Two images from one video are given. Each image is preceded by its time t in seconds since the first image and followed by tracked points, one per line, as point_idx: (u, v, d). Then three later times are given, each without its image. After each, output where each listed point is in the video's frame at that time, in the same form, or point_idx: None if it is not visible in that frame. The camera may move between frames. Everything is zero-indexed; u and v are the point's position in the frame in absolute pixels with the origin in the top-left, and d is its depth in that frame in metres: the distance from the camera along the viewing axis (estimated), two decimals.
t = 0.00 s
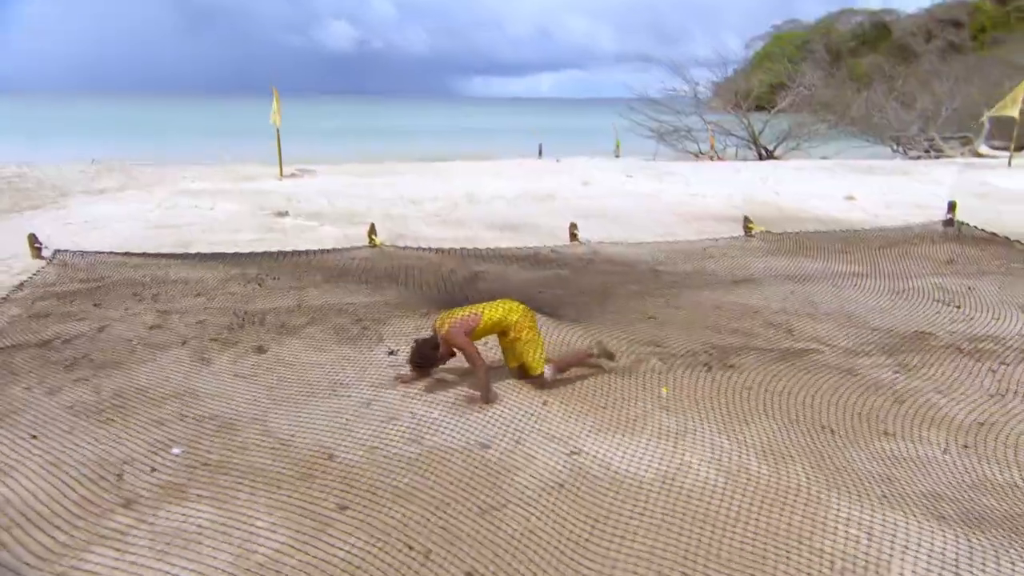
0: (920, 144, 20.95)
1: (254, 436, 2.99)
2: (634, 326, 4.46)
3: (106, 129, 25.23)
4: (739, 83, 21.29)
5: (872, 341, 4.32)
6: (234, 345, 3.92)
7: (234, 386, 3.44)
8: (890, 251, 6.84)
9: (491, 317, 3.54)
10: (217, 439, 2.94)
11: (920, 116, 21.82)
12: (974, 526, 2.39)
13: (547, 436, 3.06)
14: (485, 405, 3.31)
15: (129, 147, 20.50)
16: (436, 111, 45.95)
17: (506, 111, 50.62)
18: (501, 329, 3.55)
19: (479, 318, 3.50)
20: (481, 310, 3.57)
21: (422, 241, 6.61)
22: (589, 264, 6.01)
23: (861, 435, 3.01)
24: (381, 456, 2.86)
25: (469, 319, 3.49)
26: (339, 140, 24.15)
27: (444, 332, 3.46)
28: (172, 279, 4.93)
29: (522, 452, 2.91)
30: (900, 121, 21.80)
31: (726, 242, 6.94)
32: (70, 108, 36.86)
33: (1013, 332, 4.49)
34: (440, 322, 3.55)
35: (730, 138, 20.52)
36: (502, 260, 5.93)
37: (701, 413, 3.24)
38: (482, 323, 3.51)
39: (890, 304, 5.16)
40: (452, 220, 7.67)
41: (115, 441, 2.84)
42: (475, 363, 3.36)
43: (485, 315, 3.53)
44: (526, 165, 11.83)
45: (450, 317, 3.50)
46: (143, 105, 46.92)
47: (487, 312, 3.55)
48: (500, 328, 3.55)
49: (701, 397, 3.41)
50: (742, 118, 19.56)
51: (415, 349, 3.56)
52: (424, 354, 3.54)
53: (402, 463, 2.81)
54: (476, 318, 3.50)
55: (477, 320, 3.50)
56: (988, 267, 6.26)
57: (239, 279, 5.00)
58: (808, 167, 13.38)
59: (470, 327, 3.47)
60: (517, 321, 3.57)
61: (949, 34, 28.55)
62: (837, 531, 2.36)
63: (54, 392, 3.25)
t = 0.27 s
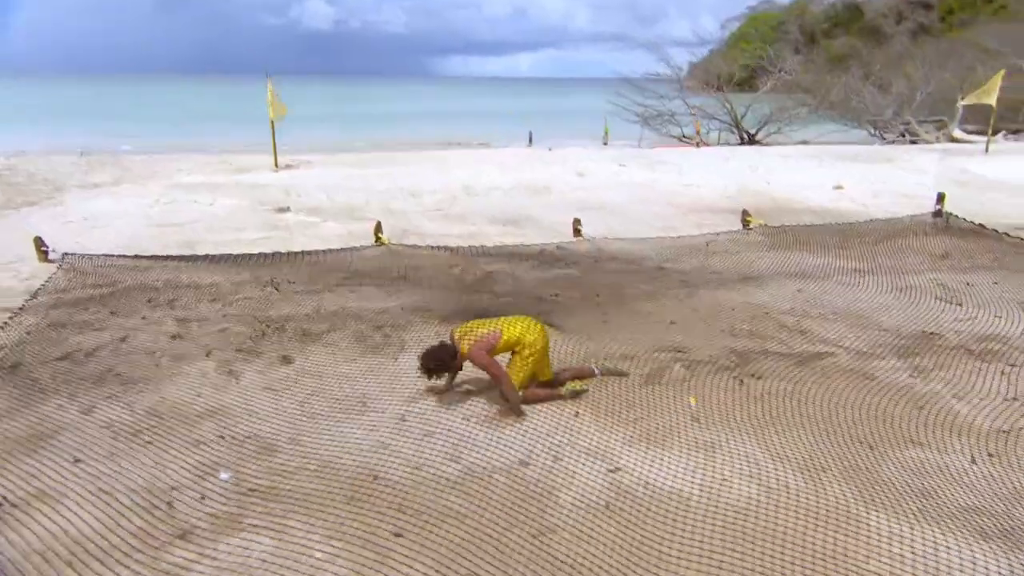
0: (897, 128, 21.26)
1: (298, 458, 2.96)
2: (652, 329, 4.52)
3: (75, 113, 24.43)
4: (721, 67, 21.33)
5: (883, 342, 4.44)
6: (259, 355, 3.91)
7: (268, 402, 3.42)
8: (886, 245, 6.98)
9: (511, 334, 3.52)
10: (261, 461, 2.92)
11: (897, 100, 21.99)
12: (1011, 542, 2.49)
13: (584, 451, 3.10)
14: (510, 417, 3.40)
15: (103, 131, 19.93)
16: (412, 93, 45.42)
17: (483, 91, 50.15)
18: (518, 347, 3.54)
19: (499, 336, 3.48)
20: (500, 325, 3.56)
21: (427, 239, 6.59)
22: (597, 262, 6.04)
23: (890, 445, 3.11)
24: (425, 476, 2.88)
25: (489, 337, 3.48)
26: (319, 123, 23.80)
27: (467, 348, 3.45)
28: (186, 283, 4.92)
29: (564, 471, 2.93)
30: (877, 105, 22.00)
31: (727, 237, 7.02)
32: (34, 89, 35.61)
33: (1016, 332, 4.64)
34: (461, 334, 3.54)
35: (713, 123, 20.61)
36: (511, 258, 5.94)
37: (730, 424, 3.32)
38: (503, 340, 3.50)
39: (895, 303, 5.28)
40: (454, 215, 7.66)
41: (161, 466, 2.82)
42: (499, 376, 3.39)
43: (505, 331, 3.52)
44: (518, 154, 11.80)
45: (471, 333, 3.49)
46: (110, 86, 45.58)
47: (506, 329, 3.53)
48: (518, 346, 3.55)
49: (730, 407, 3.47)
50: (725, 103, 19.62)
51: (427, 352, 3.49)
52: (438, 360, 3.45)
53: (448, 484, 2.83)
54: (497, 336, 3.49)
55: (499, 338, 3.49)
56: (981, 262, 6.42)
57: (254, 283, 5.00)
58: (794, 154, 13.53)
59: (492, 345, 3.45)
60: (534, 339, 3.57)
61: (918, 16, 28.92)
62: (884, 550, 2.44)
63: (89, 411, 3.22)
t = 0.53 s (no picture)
0: (876, 122, 21.53)
1: (344, 486, 2.97)
2: (673, 341, 4.56)
3: (48, 107, 23.78)
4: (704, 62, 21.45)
5: (899, 354, 4.53)
6: (287, 377, 3.89)
7: (304, 427, 3.41)
8: (884, 250, 7.11)
9: (528, 366, 3.54)
10: (308, 492, 2.91)
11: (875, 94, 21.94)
12: None
13: (625, 473, 3.14)
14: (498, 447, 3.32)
15: (78, 127, 19.45)
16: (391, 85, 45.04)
17: (463, 83, 49.87)
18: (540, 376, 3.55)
19: (516, 370, 3.51)
20: (518, 357, 3.60)
21: (434, 246, 6.57)
22: (607, 269, 6.07)
23: (922, 465, 3.20)
24: (473, 503, 2.90)
25: (506, 371, 3.52)
26: (301, 117, 23.52)
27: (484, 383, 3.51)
28: (203, 298, 4.88)
29: (609, 496, 2.97)
30: (856, 99, 22.15)
31: (730, 242, 7.10)
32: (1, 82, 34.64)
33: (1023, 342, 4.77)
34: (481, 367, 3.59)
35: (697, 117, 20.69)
36: (522, 267, 5.95)
37: (764, 445, 3.38)
38: (521, 373, 3.53)
39: (903, 311, 5.39)
40: (457, 219, 7.63)
41: (208, 500, 2.82)
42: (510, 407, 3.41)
43: (523, 363, 3.55)
44: (511, 153, 11.75)
45: (489, 369, 3.55)
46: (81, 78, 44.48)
47: (524, 361, 3.55)
48: (539, 376, 3.55)
49: (761, 426, 3.54)
50: (709, 97, 19.71)
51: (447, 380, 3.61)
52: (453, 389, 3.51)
53: (496, 511, 2.85)
54: (513, 370, 3.52)
55: (515, 372, 3.52)
56: (979, 267, 6.57)
57: (271, 298, 4.97)
58: (782, 151, 13.66)
59: (508, 380, 3.49)
60: (553, 367, 3.56)
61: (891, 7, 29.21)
62: None
63: (126, 441, 3.20)
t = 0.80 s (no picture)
0: (859, 120, 21.70)
1: (393, 518, 2.97)
2: (697, 359, 4.60)
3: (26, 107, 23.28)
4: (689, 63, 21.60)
5: (914, 368, 4.63)
6: (318, 402, 3.86)
7: (344, 455, 3.40)
8: (885, 258, 7.25)
9: (557, 402, 3.45)
10: (358, 526, 2.91)
11: (856, 95, 22.07)
12: None
13: (668, 499, 3.18)
14: (463, 504, 3.09)
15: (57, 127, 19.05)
16: (372, 83, 44.72)
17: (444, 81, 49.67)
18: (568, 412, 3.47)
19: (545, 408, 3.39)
20: (546, 393, 3.48)
21: (444, 258, 6.55)
22: (619, 281, 6.10)
23: (954, 487, 3.28)
24: (524, 536, 2.91)
25: (534, 409, 3.37)
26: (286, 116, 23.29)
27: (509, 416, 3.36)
28: (221, 318, 4.84)
29: (655, 525, 3.01)
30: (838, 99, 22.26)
31: (736, 252, 7.18)
32: None
33: None
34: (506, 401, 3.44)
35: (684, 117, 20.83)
36: (535, 280, 5.96)
37: (799, 467, 3.44)
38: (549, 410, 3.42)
39: (912, 323, 5.50)
40: (462, 229, 7.61)
41: (260, 537, 2.82)
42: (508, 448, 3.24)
43: (550, 400, 3.44)
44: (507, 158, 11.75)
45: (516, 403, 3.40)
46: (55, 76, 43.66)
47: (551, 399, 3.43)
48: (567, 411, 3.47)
49: (794, 447, 3.60)
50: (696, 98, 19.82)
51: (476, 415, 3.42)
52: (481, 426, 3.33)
53: (548, 544, 2.87)
54: (542, 407, 3.39)
55: (543, 408, 3.40)
56: (977, 277, 6.74)
57: (289, 317, 4.94)
58: (772, 155, 13.81)
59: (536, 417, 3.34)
60: (582, 404, 3.48)
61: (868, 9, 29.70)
62: None
63: (167, 474, 3.18)
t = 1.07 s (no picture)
0: (839, 122, 21.80)
1: (440, 550, 3.01)
2: (716, 375, 4.69)
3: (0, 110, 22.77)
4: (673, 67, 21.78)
5: (925, 382, 4.78)
6: (349, 427, 3.88)
7: (381, 483, 3.42)
8: (881, 268, 7.45)
9: (583, 433, 3.40)
10: (407, 559, 2.94)
11: (835, 98, 22.40)
12: None
13: (704, 522, 3.24)
14: (505, 530, 3.13)
15: (35, 131, 18.67)
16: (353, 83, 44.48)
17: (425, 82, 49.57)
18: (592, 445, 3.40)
19: (574, 436, 3.35)
20: (575, 424, 3.44)
21: (453, 273, 6.57)
22: (629, 294, 6.18)
23: (977, 506, 3.40)
24: (571, 564, 2.96)
25: (564, 437, 3.34)
26: (270, 117, 23.13)
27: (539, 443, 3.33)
28: (239, 338, 4.83)
29: (696, 548, 3.07)
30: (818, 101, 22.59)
31: (738, 263, 7.30)
32: None
33: None
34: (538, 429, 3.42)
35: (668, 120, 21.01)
36: (547, 294, 6.02)
37: (828, 486, 3.52)
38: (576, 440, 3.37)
39: (916, 334, 5.65)
40: (466, 241, 7.63)
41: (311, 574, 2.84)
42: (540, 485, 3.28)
43: (579, 430, 3.40)
44: (502, 164, 11.77)
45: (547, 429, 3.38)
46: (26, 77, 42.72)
47: (580, 430, 3.40)
48: (591, 444, 3.40)
49: (821, 465, 3.69)
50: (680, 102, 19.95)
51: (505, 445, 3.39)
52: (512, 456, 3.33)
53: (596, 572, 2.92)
54: (570, 436, 3.35)
55: (570, 438, 3.35)
56: (972, 286, 6.97)
57: (308, 336, 4.95)
58: (760, 158, 14.00)
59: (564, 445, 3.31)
60: (606, 438, 3.41)
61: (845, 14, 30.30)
62: None
63: (210, 506, 3.20)
